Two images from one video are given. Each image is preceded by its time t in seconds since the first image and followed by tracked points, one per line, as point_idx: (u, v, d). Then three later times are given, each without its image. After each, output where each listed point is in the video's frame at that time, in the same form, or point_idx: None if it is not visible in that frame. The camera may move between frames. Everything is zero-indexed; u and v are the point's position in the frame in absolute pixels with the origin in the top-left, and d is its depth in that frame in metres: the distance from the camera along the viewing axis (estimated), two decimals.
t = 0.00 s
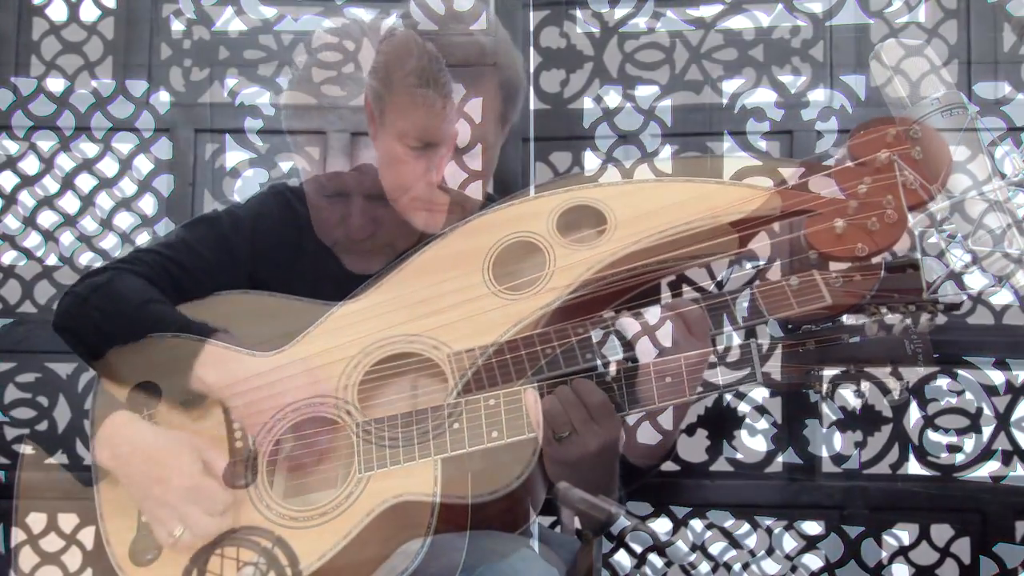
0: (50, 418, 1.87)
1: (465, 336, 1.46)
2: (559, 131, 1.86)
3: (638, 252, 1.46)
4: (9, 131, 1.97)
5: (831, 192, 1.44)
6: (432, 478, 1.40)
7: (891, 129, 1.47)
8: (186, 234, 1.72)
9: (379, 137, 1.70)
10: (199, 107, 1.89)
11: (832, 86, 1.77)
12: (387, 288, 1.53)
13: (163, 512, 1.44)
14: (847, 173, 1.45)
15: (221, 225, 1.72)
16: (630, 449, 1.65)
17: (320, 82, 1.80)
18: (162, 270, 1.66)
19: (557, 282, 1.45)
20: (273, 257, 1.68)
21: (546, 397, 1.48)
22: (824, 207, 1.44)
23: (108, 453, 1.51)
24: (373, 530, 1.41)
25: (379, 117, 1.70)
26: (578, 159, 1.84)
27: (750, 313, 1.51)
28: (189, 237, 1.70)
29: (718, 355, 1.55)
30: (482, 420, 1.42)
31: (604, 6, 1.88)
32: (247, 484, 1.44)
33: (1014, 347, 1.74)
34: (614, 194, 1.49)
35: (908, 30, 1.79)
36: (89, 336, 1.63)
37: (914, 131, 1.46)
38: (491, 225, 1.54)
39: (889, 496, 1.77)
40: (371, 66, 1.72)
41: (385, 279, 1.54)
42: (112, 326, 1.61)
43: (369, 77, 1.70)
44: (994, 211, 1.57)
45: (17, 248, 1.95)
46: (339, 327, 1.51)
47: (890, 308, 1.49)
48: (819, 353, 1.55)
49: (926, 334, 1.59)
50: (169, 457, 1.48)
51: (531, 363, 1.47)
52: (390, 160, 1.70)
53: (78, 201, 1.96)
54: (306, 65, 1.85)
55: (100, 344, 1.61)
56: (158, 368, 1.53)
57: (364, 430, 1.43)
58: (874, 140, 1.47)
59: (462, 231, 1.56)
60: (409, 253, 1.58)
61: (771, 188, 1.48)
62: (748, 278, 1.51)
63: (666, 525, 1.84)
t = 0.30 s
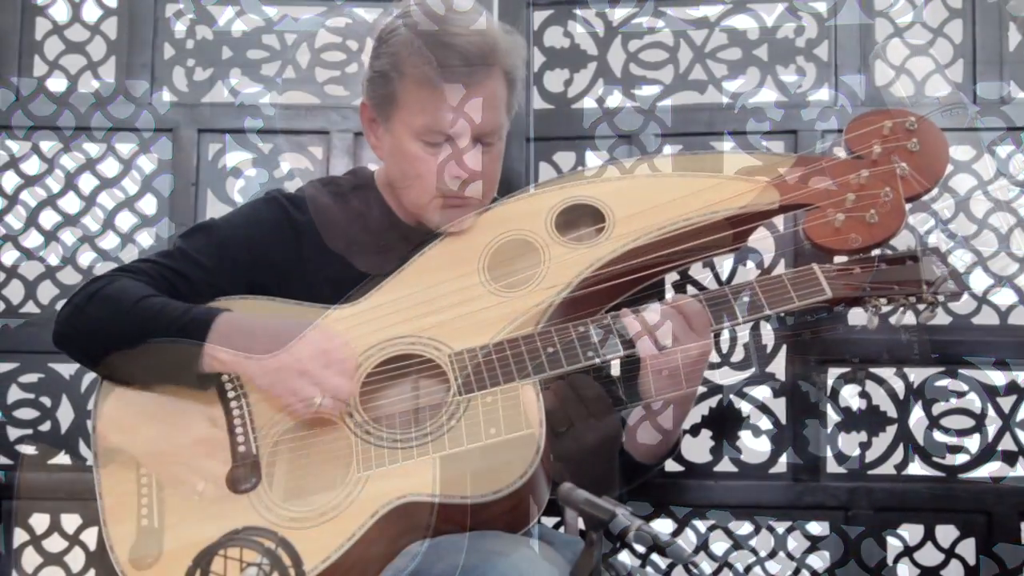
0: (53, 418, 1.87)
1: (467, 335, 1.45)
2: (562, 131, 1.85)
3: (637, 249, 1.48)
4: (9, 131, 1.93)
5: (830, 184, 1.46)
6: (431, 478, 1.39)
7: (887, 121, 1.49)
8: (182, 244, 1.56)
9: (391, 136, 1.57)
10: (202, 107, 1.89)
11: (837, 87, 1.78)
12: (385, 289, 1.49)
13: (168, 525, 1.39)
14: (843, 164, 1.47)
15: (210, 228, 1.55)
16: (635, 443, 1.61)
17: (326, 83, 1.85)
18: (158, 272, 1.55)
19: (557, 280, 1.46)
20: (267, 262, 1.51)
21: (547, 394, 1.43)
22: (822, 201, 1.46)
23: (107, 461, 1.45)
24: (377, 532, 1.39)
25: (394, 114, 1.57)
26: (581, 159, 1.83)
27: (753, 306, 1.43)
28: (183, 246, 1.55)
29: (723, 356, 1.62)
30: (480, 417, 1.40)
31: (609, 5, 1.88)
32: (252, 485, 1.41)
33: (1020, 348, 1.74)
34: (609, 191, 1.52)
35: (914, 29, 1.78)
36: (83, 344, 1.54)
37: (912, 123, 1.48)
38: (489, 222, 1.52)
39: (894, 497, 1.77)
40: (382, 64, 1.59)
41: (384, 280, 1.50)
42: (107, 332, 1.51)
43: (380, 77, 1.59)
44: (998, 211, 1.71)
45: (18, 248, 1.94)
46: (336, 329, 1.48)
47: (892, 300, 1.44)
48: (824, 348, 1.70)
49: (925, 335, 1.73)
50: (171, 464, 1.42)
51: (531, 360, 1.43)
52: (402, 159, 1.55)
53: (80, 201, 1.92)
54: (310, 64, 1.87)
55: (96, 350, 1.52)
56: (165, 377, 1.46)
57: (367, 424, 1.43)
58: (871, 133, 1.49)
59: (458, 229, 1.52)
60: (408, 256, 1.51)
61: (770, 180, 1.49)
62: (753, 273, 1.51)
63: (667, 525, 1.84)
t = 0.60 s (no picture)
0: (55, 418, 1.85)
1: (464, 334, 1.36)
2: (565, 130, 1.85)
3: (638, 241, 1.41)
4: (12, 132, 1.90)
5: (826, 175, 1.43)
6: (429, 479, 1.23)
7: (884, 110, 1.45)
8: (178, 246, 1.47)
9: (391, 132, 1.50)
10: (205, 107, 1.88)
11: (841, 86, 1.78)
12: (380, 290, 1.42)
13: (183, 529, 1.23)
14: (841, 156, 1.45)
15: (208, 231, 1.49)
16: (609, 454, 1.56)
17: (327, 81, 1.90)
18: (153, 276, 1.42)
19: (554, 275, 1.38)
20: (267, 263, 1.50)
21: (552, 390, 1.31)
22: (821, 192, 1.42)
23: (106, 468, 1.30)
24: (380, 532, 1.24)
25: (390, 110, 1.49)
26: (583, 158, 1.85)
27: (751, 299, 1.33)
28: (180, 249, 1.46)
29: (726, 355, 1.80)
30: (481, 411, 1.27)
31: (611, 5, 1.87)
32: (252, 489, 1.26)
33: None
34: (605, 188, 1.48)
35: (916, 29, 1.79)
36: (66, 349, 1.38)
37: (911, 112, 1.44)
38: (486, 219, 1.48)
39: (900, 496, 1.74)
40: (379, 65, 1.50)
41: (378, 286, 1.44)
42: (91, 342, 1.35)
43: (374, 72, 1.51)
44: (1004, 211, 1.75)
45: (17, 247, 1.90)
46: (332, 333, 1.39)
47: (896, 292, 1.32)
48: (828, 350, 1.76)
49: (927, 336, 1.75)
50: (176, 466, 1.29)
51: (530, 357, 1.31)
52: (401, 159, 1.48)
53: (82, 201, 1.91)
54: (311, 64, 1.90)
55: (81, 358, 1.36)
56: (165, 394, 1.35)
57: (360, 421, 1.30)
58: (869, 123, 1.46)
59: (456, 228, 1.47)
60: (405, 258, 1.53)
61: (769, 171, 1.45)
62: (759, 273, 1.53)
63: (670, 525, 1.81)
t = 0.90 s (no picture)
0: (55, 419, 1.85)
1: (463, 335, 1.34)
2: (566, 129, 1.84)
3: (637, 241, 1.40)
4: (12, 131, 1.89)
5: (827, 173, 1.42)
6: (429, 480, 1.22)
7: (885, 108, 1.44)
8: (172, 247, 1.47)
9: (396, 133, 1.47)
10: (206, 107, 1.88)
11: (843, 85, 1.78)
12: (379, 290, 1.41)
13: (181, 531, 1.22)
14: (843, 154, 1.44)
15: (204, 230, 1.49)
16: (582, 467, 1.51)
17: (328, 81, 1.89)
18: (147, 271, 1.43)
19: (554, 275, 1.37)
20: (266, 262, 1.50)
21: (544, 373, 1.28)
22: (823, 190, 1.41)
23: (103, 470, 1.28)
24: (382, 532, 1.23)
25: (393, 107, 1.47)
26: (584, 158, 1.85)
27: (750, 298, 1.32)
28: (176, 249, 1.47)
29: (728, 356, 1.79)
30: (481, 412, 1.27)
31: (612, 4, 1.87)
32: (249, 490, 1.24)
33: None
34: (604, 185, 1.46)
35: (918, 28, 1.78)
36: (63, 348, 1.37)
37: (913, 110, 1.44)
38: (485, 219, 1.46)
39: (902, 497, 1.73)
40: (377, 63, 1.49)
41: (378, 285, 1.41)
42: (90, 332, 1.34)
43: (374, 71, 1.49)
44: (1006, 211, 1.75)
45: (17, 247, 1.89)
46: (332, 333, 1.37)
47: (899, 292, 1.31)
48: (831, 350, 1.76)
49: (930, 337, 1.74)
50: (174, 467, 1.27)
51: (529, 357, 1.30)
52: (410, 157, 1.46)
53: (81, 201, 1.90)
54: (312, 63, 1.90)
55: (77, 352, 1.35)
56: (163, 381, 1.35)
57: (360, 423, 1.29)
58: (870, 121, 1.45)
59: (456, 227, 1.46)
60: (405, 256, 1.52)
61: (772, 170, 1.43)
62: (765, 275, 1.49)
63: (672, 527, 1.81)
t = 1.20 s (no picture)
0: (55, 420, 1.84)
1: (465, 334, 1.33)
2: (568, 129, 1.83)
3: (638, 240, 1.39)
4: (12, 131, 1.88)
5: (828, 169, 1.41)
6: (430, 482, 1.21)
7: (886, 103, 1.44)
8: (170, 247, 1.46)
9: (412, 122, 1.48)
10: (206, 106, 1.87)
11: (846, 85, 1.77)
12: (379, 289, 1.40)
13: (182, 534, 1.21)
14: (844, 149, 1.43)
15: (202, 232, 1.48)
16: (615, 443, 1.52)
17: (329, 81, 1.89)
18: (145, 271, 1.42)
19: (554, 274, 1.36)
20: (266, 261, 1.49)
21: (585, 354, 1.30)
22: (824, 186, 1.41)
23: (103, 473, 1.27)
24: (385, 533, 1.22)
25: (407, 97, 1.48)
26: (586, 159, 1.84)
27: (753, 296, 1.31)
28: (173, 249, 1.46)
29: (731, 356, 1.79)
30: (482, 414, 1.26)
31: (614, 4, 1.86)
32: (250, 492, 1.24)
33: None
34: (604, 182, 1.45)
35: (922, 27, 1.77)
36: (61, 349, 1.36)
37: (912, 104, 1.43)
38: (485, 218, 1.45)
39: (905, 499, 1.73)
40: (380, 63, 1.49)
41: (377, 284, 1.41)
42: (89, 333, 1.33)
43: (383, 63, 1.50)
44: (1011, 211, 1.74)
45: (17, 248, 1.88)
46: (331, 334, 1.36)
47: (901, 289, 1.30)
48: (834, 351, 1.75)
49: (933, 337, 1.73)
50: (174, 471, 1.26)
51: (530, 357, 1.29)
52: (429, 144, 1.46)
53: (81, 201, 1.90)
54: (313, 63, 1.89)
55: (75, 352, 1.34)
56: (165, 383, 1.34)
57: (360, 424, 1.28)
58: (870, 116, 1.44)
59: (455, 226, 1.45)
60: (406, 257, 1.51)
61: (772, 166, 1.42)
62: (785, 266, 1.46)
63: (675, 528, 1.80)
